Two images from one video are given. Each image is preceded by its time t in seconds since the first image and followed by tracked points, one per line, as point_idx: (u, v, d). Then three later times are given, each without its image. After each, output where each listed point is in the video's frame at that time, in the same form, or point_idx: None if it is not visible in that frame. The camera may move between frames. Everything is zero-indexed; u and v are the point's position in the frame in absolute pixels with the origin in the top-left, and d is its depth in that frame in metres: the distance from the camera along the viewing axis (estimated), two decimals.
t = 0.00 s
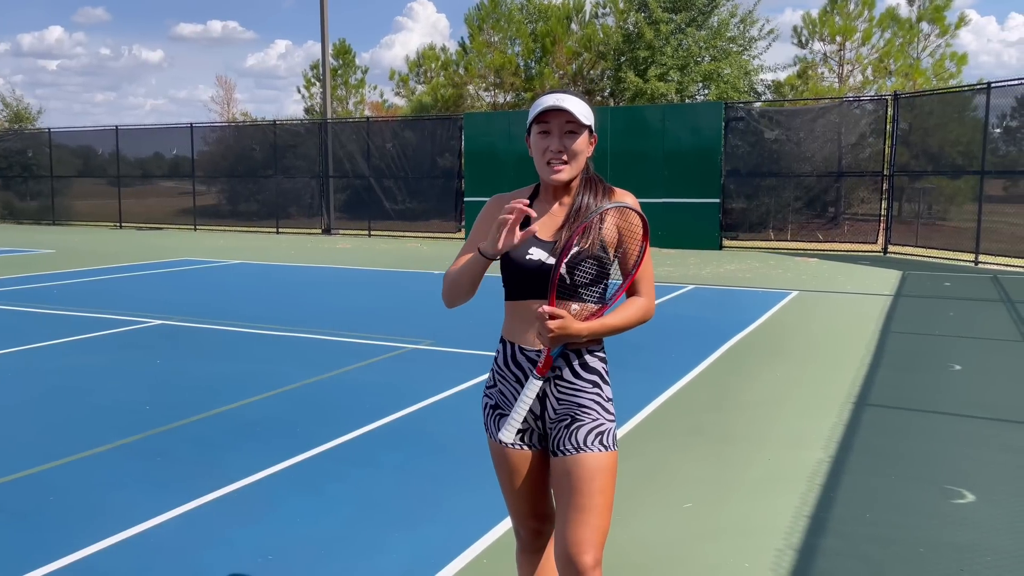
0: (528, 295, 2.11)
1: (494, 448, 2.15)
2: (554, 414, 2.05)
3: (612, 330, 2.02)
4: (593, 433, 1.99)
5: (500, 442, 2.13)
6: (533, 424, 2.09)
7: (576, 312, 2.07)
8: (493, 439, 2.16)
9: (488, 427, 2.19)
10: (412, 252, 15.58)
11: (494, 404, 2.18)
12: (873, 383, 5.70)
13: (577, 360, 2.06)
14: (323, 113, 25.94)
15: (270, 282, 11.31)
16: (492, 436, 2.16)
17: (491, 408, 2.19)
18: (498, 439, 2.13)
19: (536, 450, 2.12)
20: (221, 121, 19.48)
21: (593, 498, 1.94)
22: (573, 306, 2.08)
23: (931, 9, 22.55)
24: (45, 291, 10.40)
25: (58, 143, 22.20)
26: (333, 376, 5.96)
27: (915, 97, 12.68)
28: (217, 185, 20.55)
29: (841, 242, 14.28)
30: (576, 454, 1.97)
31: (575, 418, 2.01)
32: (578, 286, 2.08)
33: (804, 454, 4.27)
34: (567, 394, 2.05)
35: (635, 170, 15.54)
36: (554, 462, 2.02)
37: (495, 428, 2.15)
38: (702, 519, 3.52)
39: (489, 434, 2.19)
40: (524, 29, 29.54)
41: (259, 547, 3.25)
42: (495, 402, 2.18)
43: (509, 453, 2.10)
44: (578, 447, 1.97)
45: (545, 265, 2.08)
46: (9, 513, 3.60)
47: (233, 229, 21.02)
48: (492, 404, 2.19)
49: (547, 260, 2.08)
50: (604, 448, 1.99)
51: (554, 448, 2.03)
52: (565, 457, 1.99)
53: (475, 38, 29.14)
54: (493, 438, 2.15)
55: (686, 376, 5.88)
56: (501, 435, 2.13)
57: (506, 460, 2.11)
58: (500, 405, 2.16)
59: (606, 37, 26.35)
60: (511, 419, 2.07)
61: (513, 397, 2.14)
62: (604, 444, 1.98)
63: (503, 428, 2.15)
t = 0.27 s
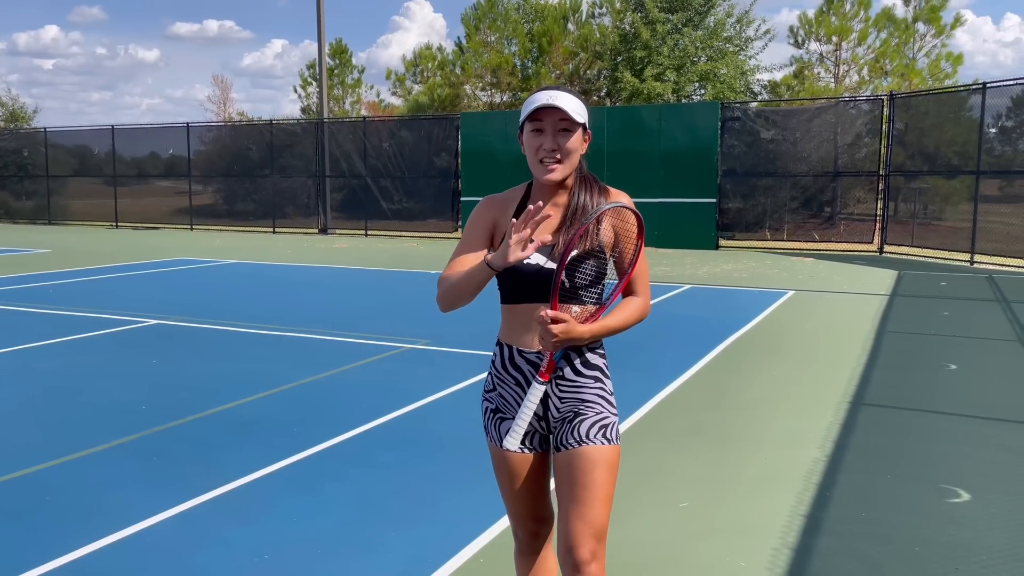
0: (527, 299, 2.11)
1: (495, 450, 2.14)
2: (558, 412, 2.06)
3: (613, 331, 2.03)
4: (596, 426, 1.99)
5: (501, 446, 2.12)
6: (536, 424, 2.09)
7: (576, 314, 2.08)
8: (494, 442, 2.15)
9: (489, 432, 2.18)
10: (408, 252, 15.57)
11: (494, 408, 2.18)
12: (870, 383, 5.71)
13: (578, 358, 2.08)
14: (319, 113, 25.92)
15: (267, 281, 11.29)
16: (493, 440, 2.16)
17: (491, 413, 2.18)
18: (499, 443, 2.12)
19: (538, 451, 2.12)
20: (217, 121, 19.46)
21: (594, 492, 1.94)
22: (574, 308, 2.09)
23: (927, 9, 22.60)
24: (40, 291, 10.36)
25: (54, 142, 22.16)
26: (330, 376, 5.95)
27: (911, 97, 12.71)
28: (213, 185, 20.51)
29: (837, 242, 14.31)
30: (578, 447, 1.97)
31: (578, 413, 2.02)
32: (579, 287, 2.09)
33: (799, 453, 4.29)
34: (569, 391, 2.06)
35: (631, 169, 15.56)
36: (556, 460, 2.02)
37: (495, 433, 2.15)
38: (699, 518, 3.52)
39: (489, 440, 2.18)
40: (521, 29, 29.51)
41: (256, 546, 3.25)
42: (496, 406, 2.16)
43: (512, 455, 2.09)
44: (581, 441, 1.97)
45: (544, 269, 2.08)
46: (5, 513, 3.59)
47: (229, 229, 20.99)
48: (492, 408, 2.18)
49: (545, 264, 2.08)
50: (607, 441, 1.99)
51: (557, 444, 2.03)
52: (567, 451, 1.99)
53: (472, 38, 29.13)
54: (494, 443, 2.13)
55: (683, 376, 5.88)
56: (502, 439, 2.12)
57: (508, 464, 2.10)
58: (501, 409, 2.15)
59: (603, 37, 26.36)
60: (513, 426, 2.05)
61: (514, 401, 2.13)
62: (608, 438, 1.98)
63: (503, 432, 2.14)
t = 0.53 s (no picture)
0: (526, 305, 2.09)
1: (493, 463, 2.12)
2: (560, 421, 2.03)
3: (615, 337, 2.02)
4: (601, 436, 1.97)
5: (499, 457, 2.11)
6: (539, 434, 2.07)
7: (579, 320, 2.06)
8: (493, 455, 2.13)
9: (487, 443, 2.16)
10: (406, 252, 15.57)
11: (493, 419, 2.16)
12: (866, 383, 5.72)
13: (580, 364, 2.05)
14: (317, 113, 25.92)
15: (265, 281, 11.30)
16: (492, 453, 2.14)
17: (490, 424, 2.16)
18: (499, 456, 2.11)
19: (540, 464, 2.10)
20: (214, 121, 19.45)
21: (596, 504, 1.94)
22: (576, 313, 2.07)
23: (924, 10, 22.63)
24: (37, 291, 10.36)
25: (51, 142, 22.13)
26: (327, 376, 5.95)
27: (908, 97, 12.74)
28: (210, 185, 20.48)
29: (834, 242, 14.35)
30: (580, 458, 1.95)
31: (582, 422, 1.99)
32: (582, 292, 2.07)
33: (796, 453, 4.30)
34: (572, 399, 2.03)
35: (629, 170, 15.56)
36: (558, 470, 2.00)
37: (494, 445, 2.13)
38: (696, 518, 3.53)
39: (488, 452, 2.16)
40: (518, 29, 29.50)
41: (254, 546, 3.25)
42: (495, 418, 2.15)
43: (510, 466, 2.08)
44: (584, 452, 1.95)
45: (544, 273, 2.07)
46: (3, 513, 3.59)
47: (226, 228, 20.99)
48: (491, 420, 2.16)
49: (545, 268, 2.06)
50: (612, 453, 1.97)
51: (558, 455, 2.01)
52: (570, 462, 1.97)
53: (469, 38, 29.13)
54: (492, 455, 2.12)
55: (681, 376, 5.90)
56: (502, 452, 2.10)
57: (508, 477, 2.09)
58: (500, 421, 2.13)
59: (600, 37, 26.37)
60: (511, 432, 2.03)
61: (513, 411, 2.11)
62: (612, 449, 1.96)
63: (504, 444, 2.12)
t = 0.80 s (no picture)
0: (526, 307, 2.07)
1: (493, 476, 2.10)
2: (564, 432, 2.01)
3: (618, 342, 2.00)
4: (606, 447, 1.96)
5: (500, 472, 2.08)
6: (542, 445, 2.05)
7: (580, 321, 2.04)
8: (493, 467, 2.10)
9: (486, 455, 2.14)
10: (404, 252, 15.56)
11: (495, 430, 2.13)
12: (864, 383, 5.72)
13: (584, 369, 2.04)
14: (315, 112, 25.91)
15: (263, 281, 11.29)
16: (492, 465, 2.11)
17: (491, 435, 2.14)
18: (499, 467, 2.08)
19: (542, 478, 2.08)
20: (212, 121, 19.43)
21: (602, 517, 1.94)
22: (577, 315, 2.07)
23: (922, 10, 22.65)
24: (34, 291, 10.34)
25: (49, 142, 22.10)
26: (325, 376, 5.94)
27: (906, 98, 12.75)
28: (208, 185, 20.46)
29: (832, 242, 14.36)
30: (585, 470, 1.94)
31: (588, 431, 1.98)
32: (580, 292, 2.06)
33: (794, 452, 4.30)
34: (576, 407, 2.02)
35: (627, 170, 15.56)
36: (561, 480, 1.99)
37: (494, 457, 2.10)
38: (695, 517, 3.53)
39: (488, 464, 2.13)
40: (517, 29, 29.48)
41: (251, 547, 3.25)
42: (497, 429, 2.13)
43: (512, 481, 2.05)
44: (587, 464, 1.94)
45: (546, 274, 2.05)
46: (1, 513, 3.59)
47: (224, 228, 20.97)
48: (492, 431, 2.14)
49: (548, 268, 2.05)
50: (616, 463, 1.96)
51: (561, 465, 2.00)
52: (573, 473, 1.96)
53: (468, 38, 29.13)
54: (493, 467, 2.09)
55: (680, 376, 5.89)
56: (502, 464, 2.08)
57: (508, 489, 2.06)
58: (502, 432, 2.11)
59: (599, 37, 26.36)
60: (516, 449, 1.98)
61: (515, 422, 2.09)
62: (616, 460, 1.95)
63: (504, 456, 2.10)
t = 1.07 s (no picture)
0: (527, 315, 2.06)
1: (490, 491, 2.02)
2: (568, 443, 1.99)
3: (623, 349, 1.99)
4: (610, 458, 1.95)
5: (499, 488, 2.01)
6: (544, 456, 2.02)
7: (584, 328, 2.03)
8: (490, 482, 2.04)
9: (485, 469, 2.07)
10: (403, 252, 15.56)
11: (495, 443, 2.08)
12: (861, 382, 5.74)
13: (588, 377, 2.03)
14: (313, 113, 25.91)
15: (261, 281, 11.29)
16: (490, 481, 2.04)
17: (490, 448, 2.08)
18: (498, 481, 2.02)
19: (544, 494, 2.03)
20: (211, 121, 19.42)
21: (608, 529, 1.94)
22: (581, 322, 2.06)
23: (920, 11, 22.68)
24: (31, 291, 10.33)
25: (47, 142, 22.09)
26: (323, 376, 5.95)
27: (904, 98, 12.77)
28: (207, 185, 20.45)
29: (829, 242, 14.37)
30: (590, 481, 1.94)
31: (592, 440, 1.97)
32: (586, 297, 2.06)
33: (792, 452, 4.30)
34: (579, 415, 2.00)
35: (626, 170, 15.56)
36: (567, 492, 1.97)
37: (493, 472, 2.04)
38: (693, 518, 3.53)
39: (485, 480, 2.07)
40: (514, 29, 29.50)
41: (249, 547, 3.25)
42: (498, 441, 2.07)
43: (512, 497, 1.99)
44: (592, 475, 1.93)
45: (547, 279, 2.04)
46: None
47: (222, 228, 20.95)
48: (493, 443, 2.08)
49: (549, 274, 2.03)
50: (619, 475, 1.95)
51: (564, 476, 1.99)
52: (580, 484, 1.95)
53: (466, 38, 29.14)
54: (491, 483, 2.03)
55: (678, 376, 5.91)
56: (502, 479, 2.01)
57: (509, 505, 1.99)
58: (503, 445, 2.06)
59: (596, 36, 26.39)
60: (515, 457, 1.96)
61: (517, 434, 2.05)
62: (620, 471, 1.95)
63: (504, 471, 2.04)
